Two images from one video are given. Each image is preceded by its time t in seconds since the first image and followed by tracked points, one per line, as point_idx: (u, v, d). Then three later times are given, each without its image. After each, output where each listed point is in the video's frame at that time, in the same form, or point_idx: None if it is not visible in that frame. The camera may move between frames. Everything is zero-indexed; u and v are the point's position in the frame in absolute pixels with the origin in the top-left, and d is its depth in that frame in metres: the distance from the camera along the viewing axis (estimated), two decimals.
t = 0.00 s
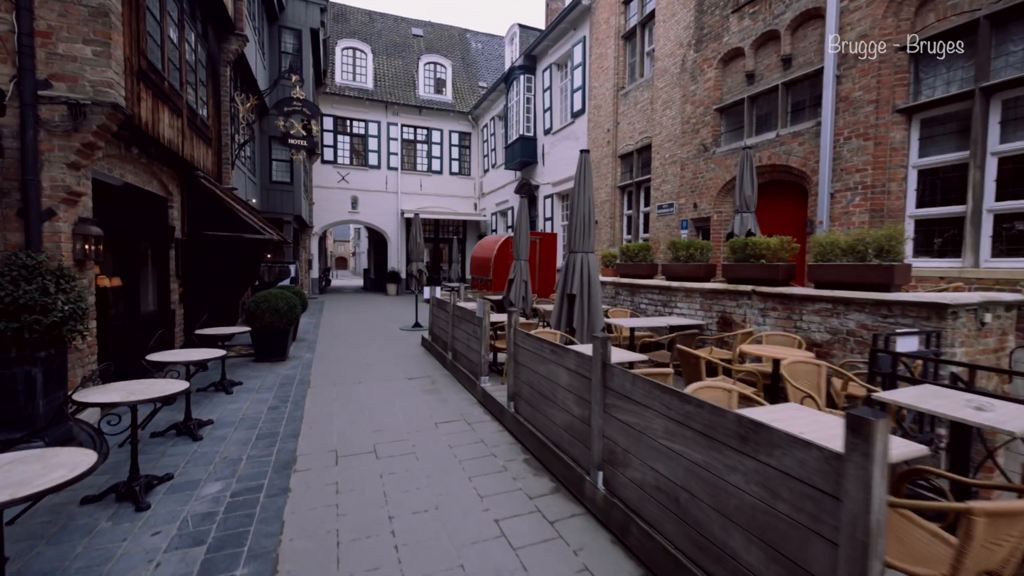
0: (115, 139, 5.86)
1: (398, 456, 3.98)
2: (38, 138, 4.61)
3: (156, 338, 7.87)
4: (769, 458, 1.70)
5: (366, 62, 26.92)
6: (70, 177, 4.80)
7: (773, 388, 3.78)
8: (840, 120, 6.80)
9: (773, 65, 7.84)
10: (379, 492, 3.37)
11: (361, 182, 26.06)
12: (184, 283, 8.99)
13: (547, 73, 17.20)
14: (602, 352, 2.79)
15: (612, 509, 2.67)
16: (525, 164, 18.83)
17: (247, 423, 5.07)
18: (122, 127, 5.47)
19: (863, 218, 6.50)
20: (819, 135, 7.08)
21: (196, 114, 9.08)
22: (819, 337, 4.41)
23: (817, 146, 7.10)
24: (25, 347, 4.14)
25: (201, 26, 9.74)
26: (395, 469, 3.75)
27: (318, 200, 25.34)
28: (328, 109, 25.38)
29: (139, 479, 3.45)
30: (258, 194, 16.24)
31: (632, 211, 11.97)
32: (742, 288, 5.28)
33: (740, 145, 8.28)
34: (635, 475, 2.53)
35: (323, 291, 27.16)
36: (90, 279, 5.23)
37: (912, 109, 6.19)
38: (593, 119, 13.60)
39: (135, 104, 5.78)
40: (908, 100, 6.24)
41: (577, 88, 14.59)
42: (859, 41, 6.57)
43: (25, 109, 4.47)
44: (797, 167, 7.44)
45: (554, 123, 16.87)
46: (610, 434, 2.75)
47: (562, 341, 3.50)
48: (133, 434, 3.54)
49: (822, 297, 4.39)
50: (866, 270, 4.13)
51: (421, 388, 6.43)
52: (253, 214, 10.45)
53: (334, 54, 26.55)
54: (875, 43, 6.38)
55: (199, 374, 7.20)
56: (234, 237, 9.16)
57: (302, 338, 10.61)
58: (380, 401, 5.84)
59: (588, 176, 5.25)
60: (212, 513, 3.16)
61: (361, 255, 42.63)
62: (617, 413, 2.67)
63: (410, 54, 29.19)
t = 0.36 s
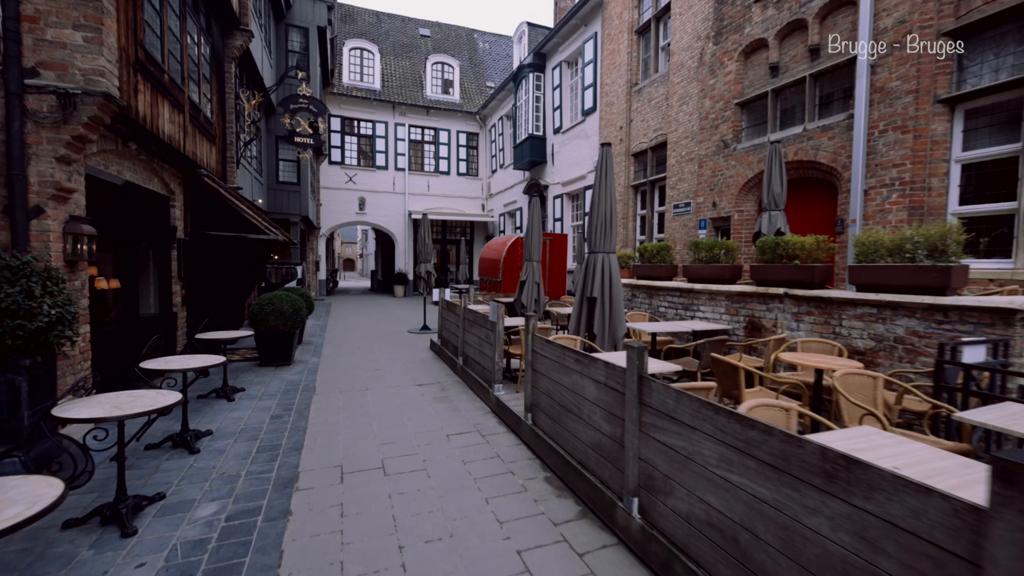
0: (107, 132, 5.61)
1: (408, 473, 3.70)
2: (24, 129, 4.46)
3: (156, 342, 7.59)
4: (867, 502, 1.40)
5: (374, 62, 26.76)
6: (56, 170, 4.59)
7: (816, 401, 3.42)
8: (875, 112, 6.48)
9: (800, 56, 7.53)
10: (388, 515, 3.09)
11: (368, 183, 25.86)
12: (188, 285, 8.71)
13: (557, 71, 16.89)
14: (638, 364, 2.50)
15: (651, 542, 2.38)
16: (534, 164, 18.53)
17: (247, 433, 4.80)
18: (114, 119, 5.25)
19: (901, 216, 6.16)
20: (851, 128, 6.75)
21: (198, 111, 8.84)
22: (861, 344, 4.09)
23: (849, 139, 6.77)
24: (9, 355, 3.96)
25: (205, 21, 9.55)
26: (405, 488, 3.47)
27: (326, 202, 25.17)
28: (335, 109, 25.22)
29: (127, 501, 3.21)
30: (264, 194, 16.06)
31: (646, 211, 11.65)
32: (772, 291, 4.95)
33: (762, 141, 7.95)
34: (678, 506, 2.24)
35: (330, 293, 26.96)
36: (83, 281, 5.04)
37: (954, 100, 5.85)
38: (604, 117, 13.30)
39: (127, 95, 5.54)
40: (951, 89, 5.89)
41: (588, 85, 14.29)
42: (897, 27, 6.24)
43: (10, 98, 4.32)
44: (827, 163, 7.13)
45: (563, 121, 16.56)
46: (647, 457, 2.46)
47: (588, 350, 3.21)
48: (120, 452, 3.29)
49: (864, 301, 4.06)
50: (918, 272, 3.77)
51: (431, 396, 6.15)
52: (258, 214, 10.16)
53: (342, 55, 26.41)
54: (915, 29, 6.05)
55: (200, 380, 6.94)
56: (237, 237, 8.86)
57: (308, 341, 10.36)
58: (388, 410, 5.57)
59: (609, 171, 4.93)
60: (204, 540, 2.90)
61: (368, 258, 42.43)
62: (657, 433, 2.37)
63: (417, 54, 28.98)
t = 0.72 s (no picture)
0: (108, 127, 5.36)
1: (422, 495, 3.42)
2: (18, 123, 4.23)
3: (165, 345, 7.36)
4: None
5: (389, 60, 26.59)
6: (49, 165, 4.34)
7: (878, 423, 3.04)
8: (927, 98, 6.04)
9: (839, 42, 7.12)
10: (399, 546, 2.80)
11: (382, 182, 25.69)
12: (198, 285, 8.45)
13: (574, 65, 16.48)
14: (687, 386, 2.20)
15: None
16: (551, 161, 18.16)
17: (251, 445, 4.53)
18: (113, 111, 5.00)
19: (959, 212, 5.73)
20: (899, 117, 6.32)
21: (209, 108, 8.63)
22: (924, 356, 3.72)
23: (897, 129, 6.33)
24: None
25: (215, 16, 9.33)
26: (419, 512, 3.19)
27: (340, 201, 25.04)
28: (350, 108, 25.10)
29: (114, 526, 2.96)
30: (278, 193, 15.89)
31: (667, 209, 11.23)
32: (819, 295, 4.58)
33: (797, 132, 7.55)
34: (737, 555, 1.93)
35: (345, 293, 26.84)
36: (82, 282, 4.81)
37: (1021, 83, 5.39)
38: (624, 112, 12.91)
39: (127, 87, 5.29)
40: (1017, 72, 5.44)
41: (606, 79, 13.90)
42: (954, 5, 5.79)
43: (2, 91, 4.10)
44: (871, 156, 6.70)
45: (580, 117, 16.16)
46: (698, 494, 2.15)
47: (621, 365, 2.91)
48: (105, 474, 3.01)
49: (929, 308, 3.69)
50: (990, 275, 3.41)
51: (445, 404, 5.86)
52: (270, 213, 9.91)
53: (356, 53, 26.26)
54: (976, 6, 5.60)
55: (208, 385, 6.71)
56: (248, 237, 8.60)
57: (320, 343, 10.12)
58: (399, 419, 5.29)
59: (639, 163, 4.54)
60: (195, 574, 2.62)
61: (382, 258, 42.38)
62: (709, 467, 2.07)
63: (432, 52, 28.74)
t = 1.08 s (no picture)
0: (111, 122, 5.08)
1: (437, 525, 3.10)
2: (12, 116, 3.89)
3: (173, 350, 7.08)
4: None
5: (403, 61, 26.42)
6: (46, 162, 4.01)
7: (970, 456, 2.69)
8: (997, 81, 5.60)
9: (892, 21, 6.77)
10: None
11: (397, 184, 25.50)
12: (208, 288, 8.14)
13: (592, 61, 16.08)
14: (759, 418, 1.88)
15: None
16: (567, 161, 17.78)
17: (256, 460, 4.24)
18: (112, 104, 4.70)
19: None
20: (966, 102, 5.88)
21: (221, 106, 8.39)
22: (1012, 373, 3.34)
23: (964, 115, 5.89)
24: None
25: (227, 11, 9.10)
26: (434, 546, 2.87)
27: (354, 203, 24.89)
28: (365, 110, 24.97)
29: (100, 557, 2.65)
30: (292, 194, 15.67)
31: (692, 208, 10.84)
32: (884, 302, 4.22)
33: (842, 121, 7.25)
34: None
35: (358, 295, 26.66)
36: (83, 286, 4.50)
37: None
38: (647, 110, 12.51)
39: (129, 79, 5.00)
40: None
41: (627, 74, 13.51)
42: None
43: None
44: (931, 148, 6.30)
45: (599, 115, 15.78)
46: (772, 548, 1.82)
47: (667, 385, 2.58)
48: (92, 497, 2.70)
49: (1017, 318, 3.31)
50: None
51: (461, 416, 5.55)
52: (283, 214, 9.62)
53: (371, 54, 26.08)
54: None
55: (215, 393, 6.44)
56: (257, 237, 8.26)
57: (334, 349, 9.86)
58: (413, 434, 4.99)
59: (676, 156, 4.18)
60: None
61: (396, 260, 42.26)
62: (790, 517, 1.74)
63: (446, 52, 28.51)
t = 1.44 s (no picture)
0: (113, 115, 4.77)
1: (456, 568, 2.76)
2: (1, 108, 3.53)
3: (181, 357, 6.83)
4: None
5: (418, 59, 26.13)
6: (38, 158, 3.67)
7: None
8: None
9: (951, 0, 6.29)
10: None
11: (411, 183, 25.25)
12: (215, 291, 7.88)
13: (612, 53, 15.60)
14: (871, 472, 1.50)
15: None
16: (585, 158, 17.36)
17: (260, 482, 3.95)
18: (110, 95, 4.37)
19: None
20: None
21: (232, 103, 8.08)
22: None
23: None
24: None
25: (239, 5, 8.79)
26: None
27: (369, 202, 24.70)
28: (380, 109, 24.77)
29: None
30: (305, 194, 15.42)
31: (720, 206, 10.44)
32: (962, 311, 3.93)
33: (894, 110, 6.92)
34: None
35: (372, 296, 26.46)
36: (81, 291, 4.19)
37: None
38: (672, 104, 12.05)
39: (132, 71, 4.69)
40: None
41: (650, 67, 13.07)
42: None
43: None
44: (999, 139, 5.84)
45: (619, 109, 15.33)
46: None
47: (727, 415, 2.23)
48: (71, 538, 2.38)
49: None
50: None
51: (480, 431, 5.22)
52: (297, 215, 9.32)
53: (386, 53, 25.84)
54: None
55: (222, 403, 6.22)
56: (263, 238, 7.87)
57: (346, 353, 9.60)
58: (429, 452, 4.67)
59: (722, 148, 3.81)
60: None
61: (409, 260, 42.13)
62: None
63: (461, 50, 28.20)
